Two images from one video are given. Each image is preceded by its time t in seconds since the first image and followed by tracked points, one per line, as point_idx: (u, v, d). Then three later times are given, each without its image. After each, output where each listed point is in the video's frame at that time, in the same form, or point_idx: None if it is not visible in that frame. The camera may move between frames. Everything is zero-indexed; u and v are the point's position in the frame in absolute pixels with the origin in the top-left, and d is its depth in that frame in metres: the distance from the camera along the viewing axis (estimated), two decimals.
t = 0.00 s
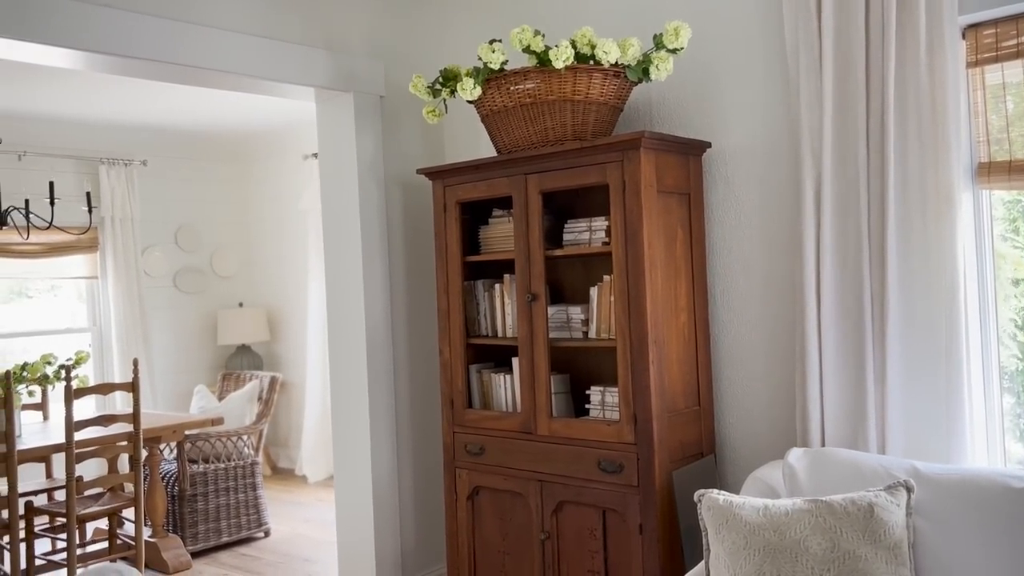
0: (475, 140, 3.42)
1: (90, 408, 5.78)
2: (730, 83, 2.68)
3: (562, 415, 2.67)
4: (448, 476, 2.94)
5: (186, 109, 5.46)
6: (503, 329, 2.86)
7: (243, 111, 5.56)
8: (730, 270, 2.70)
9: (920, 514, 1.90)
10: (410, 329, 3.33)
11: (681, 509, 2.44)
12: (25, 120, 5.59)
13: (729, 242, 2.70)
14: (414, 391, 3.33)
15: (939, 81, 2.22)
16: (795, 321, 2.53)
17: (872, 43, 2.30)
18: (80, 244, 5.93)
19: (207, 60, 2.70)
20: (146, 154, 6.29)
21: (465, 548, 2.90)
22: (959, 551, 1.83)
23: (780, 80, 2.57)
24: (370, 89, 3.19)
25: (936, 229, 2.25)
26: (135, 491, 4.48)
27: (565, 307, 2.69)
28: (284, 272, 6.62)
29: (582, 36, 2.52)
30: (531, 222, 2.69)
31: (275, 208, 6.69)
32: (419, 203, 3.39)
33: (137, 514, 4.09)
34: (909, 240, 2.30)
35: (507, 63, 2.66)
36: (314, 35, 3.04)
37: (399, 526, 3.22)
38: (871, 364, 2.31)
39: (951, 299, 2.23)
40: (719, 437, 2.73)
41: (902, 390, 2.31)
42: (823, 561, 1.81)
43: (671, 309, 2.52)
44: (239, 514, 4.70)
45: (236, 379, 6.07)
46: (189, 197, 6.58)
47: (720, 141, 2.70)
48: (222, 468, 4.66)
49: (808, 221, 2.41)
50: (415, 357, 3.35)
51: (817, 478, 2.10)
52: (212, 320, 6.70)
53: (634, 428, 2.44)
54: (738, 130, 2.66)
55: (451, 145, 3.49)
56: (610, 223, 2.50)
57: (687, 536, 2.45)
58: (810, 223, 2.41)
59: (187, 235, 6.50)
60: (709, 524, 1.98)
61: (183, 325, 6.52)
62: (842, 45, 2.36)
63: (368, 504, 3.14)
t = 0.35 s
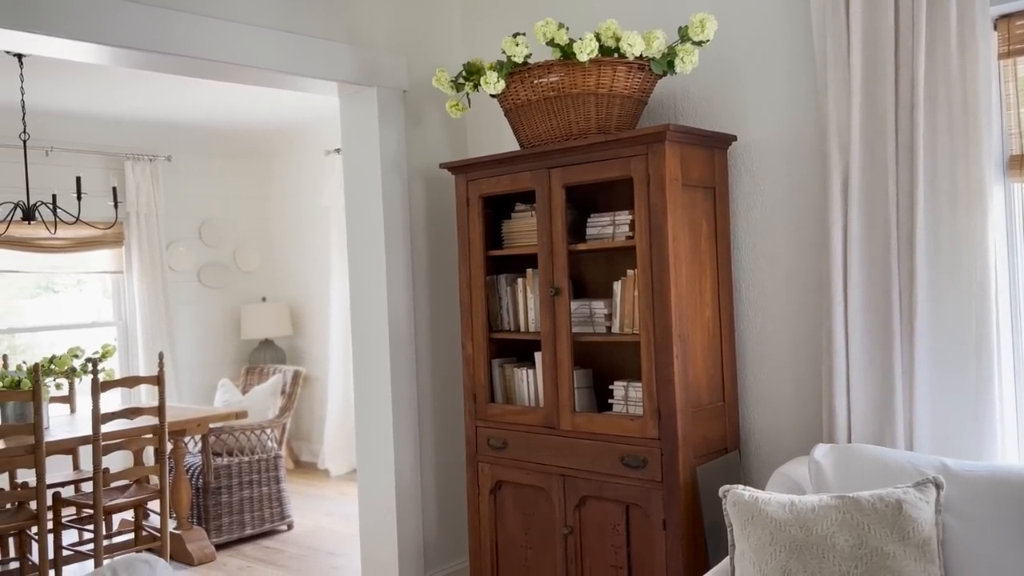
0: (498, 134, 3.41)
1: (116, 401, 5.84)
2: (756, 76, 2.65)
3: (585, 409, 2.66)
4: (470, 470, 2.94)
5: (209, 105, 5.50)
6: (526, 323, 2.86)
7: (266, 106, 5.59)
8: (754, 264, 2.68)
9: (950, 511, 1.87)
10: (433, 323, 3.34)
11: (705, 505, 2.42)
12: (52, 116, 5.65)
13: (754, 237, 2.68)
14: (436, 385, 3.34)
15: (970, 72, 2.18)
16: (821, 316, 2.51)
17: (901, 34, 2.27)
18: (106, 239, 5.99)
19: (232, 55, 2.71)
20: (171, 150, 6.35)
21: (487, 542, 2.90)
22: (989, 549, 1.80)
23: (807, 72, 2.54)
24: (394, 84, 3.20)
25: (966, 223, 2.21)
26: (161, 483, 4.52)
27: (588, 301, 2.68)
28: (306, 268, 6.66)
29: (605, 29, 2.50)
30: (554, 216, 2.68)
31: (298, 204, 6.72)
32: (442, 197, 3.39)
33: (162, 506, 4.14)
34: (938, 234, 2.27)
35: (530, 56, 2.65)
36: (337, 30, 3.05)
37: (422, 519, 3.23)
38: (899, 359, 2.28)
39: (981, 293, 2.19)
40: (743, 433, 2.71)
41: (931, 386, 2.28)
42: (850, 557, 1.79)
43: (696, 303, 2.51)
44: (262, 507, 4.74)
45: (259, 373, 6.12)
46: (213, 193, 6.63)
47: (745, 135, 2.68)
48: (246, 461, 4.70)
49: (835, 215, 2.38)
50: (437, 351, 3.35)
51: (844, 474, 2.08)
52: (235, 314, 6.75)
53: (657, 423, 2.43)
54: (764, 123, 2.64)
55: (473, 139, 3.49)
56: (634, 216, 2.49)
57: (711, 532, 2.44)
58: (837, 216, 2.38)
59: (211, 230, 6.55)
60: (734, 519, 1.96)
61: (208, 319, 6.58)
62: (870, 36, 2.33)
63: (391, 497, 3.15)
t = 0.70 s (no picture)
0: (515, 129, 3.41)
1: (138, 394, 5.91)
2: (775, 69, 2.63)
3: (601, 404, 2.66)
4: (487, 463, 2.95)
5: (228, 100, 5.53)
6: (543, 317, 2.86)
7: (284, 101, 5.61)
8: (773, 260, 2.67)
9: (970, 508, 1.86)
10: (450, 317, 3.35)
11: (722, 500, 2.42)
12: (74, 112, 5.71)
13: (773, 231, 2.66)
14: (454, 379, 3.35)
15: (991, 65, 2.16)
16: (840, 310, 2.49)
17: (922, 26, 2.25)
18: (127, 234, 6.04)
19: (250, 51, 2.73)
20: (190, 145, 6.39)
21: (503, 535, 2.91)
22: (1010, 545, 1.79)
23: (826, 65, 2.52)
24: (411, 78, 3.20)
25: (988, 217, 2.19)
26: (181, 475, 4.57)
27: (605, 296, 2.68)
28: (325, 262, 6.69)
29: (623, 22, 2.49)
30: (571, 210, 2.68)
31: (317, 199, 6.75)
32: (459, 192, 3.40)
33: (182, 498, 4.18)
34: (959, 228, 2.25)
35: (548, 50, 2.65)
36: (355, 25, 3.06)
37: (439, 513, 3.25)
38: (919, 354, 2.27)
39: (1002, 288, 2.17)
40: (761, 428, 2.71)
41: (951, 382, 2.26)
42: (868, 553, 1.78)
43: (714, 297, 2.50)
44: (280, 500, 4.77)
45: (278, 366, 6.17)
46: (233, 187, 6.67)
47: (764, 129, 2.67)
48: (264, 454, 4.74)
49: (855, 209, 2.36)
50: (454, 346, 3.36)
51: (862, 469, 2.06)
52: (255, 309, 6.80)
53: (675, 418, 2.43)
54: (783, 117, 2.62)
55: (490, 134, 3.49)
56: (651, 210, 2.48)
57: (728, 527, 2.43)
58: (856, 210, 2.36)
59: (231, 225, 6.60)
60: (751, 514, 1.96)
61: (228, 313, 6.63)
62: (890, 29, 2.30)
63: (409, 491, 3.17)
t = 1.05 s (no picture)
0: (553, 119, 3.42)
1: (182, 383, 6.04)
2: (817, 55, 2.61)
3: (641, 392, 2.67)
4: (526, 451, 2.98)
5: (268, 94, 5.61)
6: (582, 306, 2.88)
7: (322, 94, 5.67)
8: (814, 247, 2.65)
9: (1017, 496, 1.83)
10: (489, 307, 3.38)
11: (763, 489, 2.42)
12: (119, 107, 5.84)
13: (814, 218, 2.64)
14: (493, 367, 3.39)
15: None
16: (883, 297, 2.47)
17: (968, 8, 2.21)
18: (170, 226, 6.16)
19: (292, 44, 2.77)
20: (230, 139, 6.50)
21: (543, 522, 2.94)
22: None
23: (869, 50, 2.49)
24: (450, 70, 3.23)
25: None
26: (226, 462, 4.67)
27: (645, 284, 2.68)
28: (363, 254, 6.77)
29: (663, 10, 2.48)
30: (610, 199, 2.69)
31: (355, 191, 6.82)
32: (498, 183, 3.42)
33: (227, 484, 4.28)
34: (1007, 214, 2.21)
35: (587, 40, 2.65)
36: (395, 17, 3.09)
37: (478, 500, 3.29)
38: (965, 342, 2.24)
39: None
40: (802, 417, 2.69)
41: (998, 370, 2.22)
42: (912, 540, 1.77)
43: (755, 285, 2.49)
44: (322, 487, 4.86)
45: (318, 356, 6.26)
46: (273, 180, 6.77)
47: (805, 116, 2.65)
48: (306, 442, 4.81)
49: (899, 195, 2.34)
50: (493, 335, 3.39)
51: (906, 459, 2.08)
52: (295, 299, 6.91)
53: (715, 406, 2.43)
54: (825, 103, 2.60)
55: (529, 124, 3.51)
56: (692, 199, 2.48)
57: (769, 515, 2.44)
58: (900, 196, 2.34)
59: (271, 217, 6.70)
60: (793, 501, 1.97)
61: (268, 304, 6.74)
62: (936, 12, 2.27)
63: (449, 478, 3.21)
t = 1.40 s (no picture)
0: (608, 107, 3.41)
1: (244, 371, 6.19)
2: (880, 35, 2.55)
3: (698, 380, 2.66)
4: (583, 438, 2.98)
5: (324, 86, 5.69)
6: (638, 294, 2.87)
7: (377, 85, 5.73)
8: (877, 233, 2.59)
9: None
10: (544, 295, 3.39)
11: (824, 478, 2.39)
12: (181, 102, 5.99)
13: (877, 202, 2.59)
14: (548, 355, 3.40)
15: None
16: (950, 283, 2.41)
17: None
18: (231, 218, 6.31)
19: (349, 37, 2.81)
20: (288, 132, 6.62)
21: (599, 510, 2.95)
22: None
23: (935, 29, 2.42)
24: (504, 59, 3.23)
25: None
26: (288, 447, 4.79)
27: (702, 272, 2.66)
28: (417, 244, 6.84)
29: None
30: (666, 186, 2.67)
31: (409, 181, 6.89)
32: (553, 171, 3.43)
33: (288, 469, 4.38)
34: None
35: (643, 25, 2.64)
36: (449, 8, 3.11)
37: (535, 487, 3.31)
38: None
39: None
40: (864, 405, 2.65)
41: None
42: (982, 530, 1.73)
43: (816, 272, 2.45)
44: (380, 473, 4.95)
45: (375, 344, 6.35)
46: (329, 172, 6.89)
47: (868, 98, 2.59)
48: (365, 428, 4.91)
49: (966, 178, 2.28)
50: (548, 323, 3.41)
51: (974, 449, 2.03)
52: (351, 289, 7.02)
53: (775, 394, 2.40)
54: (888, 85, 2.54)
55: (583, 112, 3.50)
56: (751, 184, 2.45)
57: (830, 504, 2.41)
58: (968, 179, 2.28)
59: (327, 209, 6.83)
60: (856, 489, 1.93)
61: (325, 293, 6.86)
62: None
63: (506, 465, 3.24)
